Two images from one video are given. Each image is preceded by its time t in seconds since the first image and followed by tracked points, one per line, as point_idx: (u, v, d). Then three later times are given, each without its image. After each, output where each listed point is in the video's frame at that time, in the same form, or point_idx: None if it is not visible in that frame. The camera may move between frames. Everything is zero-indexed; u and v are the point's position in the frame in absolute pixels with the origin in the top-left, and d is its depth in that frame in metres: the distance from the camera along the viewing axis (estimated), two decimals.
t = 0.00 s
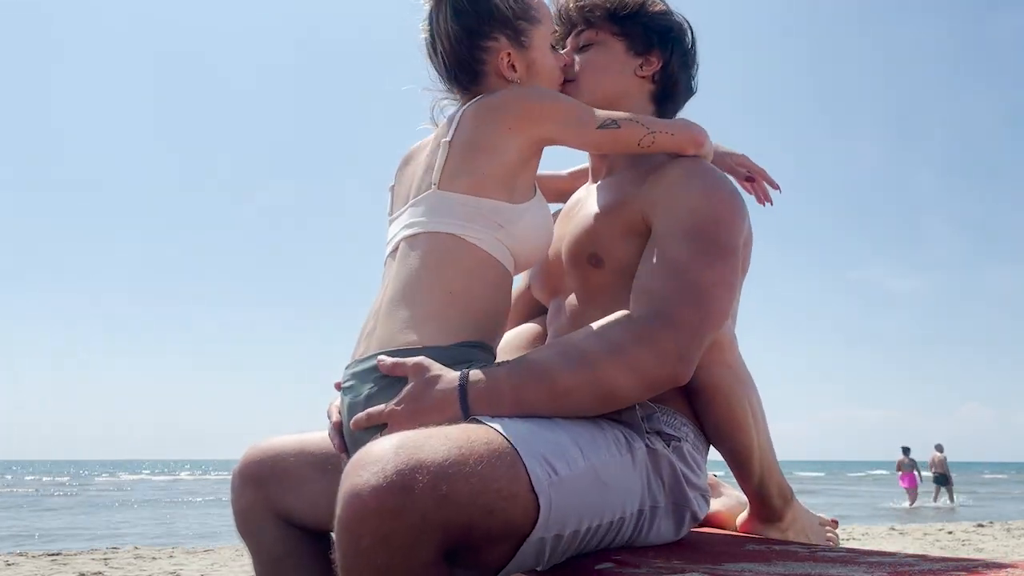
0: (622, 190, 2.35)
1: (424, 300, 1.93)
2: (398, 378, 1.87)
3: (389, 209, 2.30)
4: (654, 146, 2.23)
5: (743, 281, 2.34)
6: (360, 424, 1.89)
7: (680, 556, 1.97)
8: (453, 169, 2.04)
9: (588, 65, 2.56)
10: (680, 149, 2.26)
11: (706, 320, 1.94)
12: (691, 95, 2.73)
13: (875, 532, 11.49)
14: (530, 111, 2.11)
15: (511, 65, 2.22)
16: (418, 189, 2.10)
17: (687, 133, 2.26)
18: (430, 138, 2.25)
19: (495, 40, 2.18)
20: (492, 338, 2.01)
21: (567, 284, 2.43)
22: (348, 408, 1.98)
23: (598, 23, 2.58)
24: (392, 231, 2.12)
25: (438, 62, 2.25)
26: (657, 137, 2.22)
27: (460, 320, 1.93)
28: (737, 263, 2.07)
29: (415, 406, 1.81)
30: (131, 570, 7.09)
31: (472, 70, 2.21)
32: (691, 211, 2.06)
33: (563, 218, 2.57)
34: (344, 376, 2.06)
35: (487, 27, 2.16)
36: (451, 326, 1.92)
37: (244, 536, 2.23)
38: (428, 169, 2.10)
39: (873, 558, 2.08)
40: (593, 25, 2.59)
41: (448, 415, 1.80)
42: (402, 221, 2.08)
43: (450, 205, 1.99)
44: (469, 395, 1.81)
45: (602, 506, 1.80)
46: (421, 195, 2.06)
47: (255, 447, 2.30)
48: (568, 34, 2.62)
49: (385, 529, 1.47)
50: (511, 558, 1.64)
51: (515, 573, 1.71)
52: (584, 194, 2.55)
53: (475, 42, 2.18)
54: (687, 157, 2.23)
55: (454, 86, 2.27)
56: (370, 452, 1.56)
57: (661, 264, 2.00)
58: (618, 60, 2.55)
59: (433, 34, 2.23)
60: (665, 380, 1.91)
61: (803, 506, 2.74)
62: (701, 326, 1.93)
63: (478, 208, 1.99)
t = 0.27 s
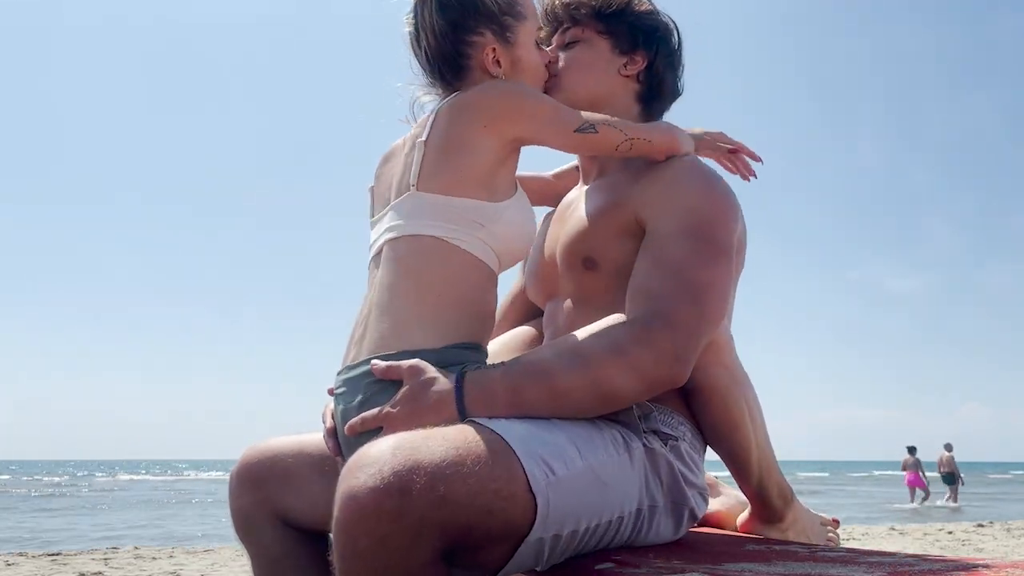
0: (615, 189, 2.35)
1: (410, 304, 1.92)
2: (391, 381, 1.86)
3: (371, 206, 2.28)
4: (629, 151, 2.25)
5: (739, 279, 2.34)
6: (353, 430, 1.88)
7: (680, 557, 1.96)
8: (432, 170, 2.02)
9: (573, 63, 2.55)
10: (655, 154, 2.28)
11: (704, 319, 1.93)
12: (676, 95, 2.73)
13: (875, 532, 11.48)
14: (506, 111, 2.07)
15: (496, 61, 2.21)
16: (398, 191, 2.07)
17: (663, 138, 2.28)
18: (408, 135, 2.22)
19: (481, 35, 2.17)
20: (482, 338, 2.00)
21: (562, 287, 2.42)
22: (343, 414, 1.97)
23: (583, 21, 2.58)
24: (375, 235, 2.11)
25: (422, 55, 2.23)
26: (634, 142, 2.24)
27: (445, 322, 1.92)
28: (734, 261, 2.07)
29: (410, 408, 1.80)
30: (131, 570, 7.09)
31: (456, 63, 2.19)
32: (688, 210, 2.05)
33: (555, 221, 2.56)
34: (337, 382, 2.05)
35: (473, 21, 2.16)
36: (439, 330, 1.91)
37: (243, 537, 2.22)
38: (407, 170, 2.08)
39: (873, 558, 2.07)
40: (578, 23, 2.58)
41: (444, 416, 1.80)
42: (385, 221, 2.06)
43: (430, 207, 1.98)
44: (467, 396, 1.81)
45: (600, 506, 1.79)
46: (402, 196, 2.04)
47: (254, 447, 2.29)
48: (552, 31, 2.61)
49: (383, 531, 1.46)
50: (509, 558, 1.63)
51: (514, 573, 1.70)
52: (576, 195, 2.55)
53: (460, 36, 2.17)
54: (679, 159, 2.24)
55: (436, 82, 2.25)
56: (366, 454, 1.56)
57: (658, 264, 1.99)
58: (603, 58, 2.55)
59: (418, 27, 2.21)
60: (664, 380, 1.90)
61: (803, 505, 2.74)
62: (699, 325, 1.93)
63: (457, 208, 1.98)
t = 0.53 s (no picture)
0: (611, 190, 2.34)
1: (403, 311, 1.91)
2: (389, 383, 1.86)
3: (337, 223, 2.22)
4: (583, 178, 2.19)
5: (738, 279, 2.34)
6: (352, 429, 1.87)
7: (679, 557, 1.96)
8: (400, 170, 1.98)
9: (572, 69, 2.55)
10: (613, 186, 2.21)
11: (703, 319, 1.93)
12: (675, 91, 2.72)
13: (875, 531, 11.48)
14: (466, 113, 2.02)
15: (449, 30, 2.20)
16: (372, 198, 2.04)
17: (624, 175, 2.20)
18: (370, 134, 2.17)
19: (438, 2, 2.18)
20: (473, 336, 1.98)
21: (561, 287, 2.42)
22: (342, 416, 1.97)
23: (581, 25, 2.56)
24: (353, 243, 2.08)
25: (382, 14, 2.25)
26: (587, 171, 2.18)
27: (438, 321, 1.91)
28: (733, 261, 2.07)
29: (409, 409, 1.80)
30: (131, 569, 7.09)
31: (409, 24, 2.20)
32: (686, 210, 2.05)
33: (552, 220, 2.56)
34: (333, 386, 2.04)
35: None
36: (433, 331, 1.91)
37: (242, 537, 2.22)
38: (377, 178, 2.03)
39: (873, 558, 2.07)
40: (576, 26, 2.57)
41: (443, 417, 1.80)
42: (362, 233, 2.02)
43: (403, 212, 1.94)
44: (466, 396, 1.81)
45: (599, 506, 1.79)
46: (377, 205, 1.99)
47: (253, 447, 2.29)
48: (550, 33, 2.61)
49: (382, 533, 1.46)
50: (508, 559, 1.63)
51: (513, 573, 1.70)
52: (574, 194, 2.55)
53: None
54: (675, 159, 2.24)
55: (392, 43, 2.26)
56: (364, 456, 1.55)
57: (657, 264, 1.99)
58: (602, 64, 2.54)
59: None
60: (664, 380, 1.90)
61: (802, 502, 2.74)
62: (698, 325, 1.92)
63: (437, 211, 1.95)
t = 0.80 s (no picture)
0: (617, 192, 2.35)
1: (390, 317, 1.92)
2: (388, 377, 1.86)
3: (315, 234, 2.22)
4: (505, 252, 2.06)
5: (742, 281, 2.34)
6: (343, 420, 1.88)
7: (679, 556, 1.96)
8: (377, 186, 1.95)
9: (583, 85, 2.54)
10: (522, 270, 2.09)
11: (705, 319, 1.93)
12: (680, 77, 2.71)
13: (875, 531, 11.49)
14: (436, 142, 1.96)
15: (415, 26, 2.19)
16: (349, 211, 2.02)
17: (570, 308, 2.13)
18: (345, 138, 2.15)
19: None
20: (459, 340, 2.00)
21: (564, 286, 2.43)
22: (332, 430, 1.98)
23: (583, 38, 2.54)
24: (333, 255, 2.07)
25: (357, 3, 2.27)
26: (517, 253, 2.07)
27: (423, 328, 1.93)
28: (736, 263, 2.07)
29: (409, 404, 1.80)
30: (131, 569, 7.09)
31: (378, 15, 2.21)
32: (690, 211, 2.05)
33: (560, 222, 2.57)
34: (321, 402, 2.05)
35: None
36: (418, 339, 1.92)
37: (241, 537, 2.22)
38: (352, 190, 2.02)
39: (874, 558, 2.07)
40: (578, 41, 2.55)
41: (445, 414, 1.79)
42: (341, 245, 2.02)
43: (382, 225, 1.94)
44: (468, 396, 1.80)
45: (598, 506, 1.79)
46: (355, 218, 1.98)
47: (252, 448, 2.29)
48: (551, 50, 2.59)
49: (379, 533, 1.46)
50: (507, 559, 1.63)
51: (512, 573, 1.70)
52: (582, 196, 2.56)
53: None
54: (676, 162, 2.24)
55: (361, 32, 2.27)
56: (361, 456, 1.55)
57: (659, 264, 1.99)
58: (611, 73, 2.53)
59: None
60: (665, 381, 1.90)
61: (804, 500, 2.74)
62: (699, 326, 1.92)
63: (417, 222, 1.95)
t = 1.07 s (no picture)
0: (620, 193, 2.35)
1: (389, 320, 1.94)
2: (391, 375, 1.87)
3: (315, 232, 2.23)
4: (438, 289, 1.95)
5: (745, 282, 2.34)
6: (345, 418, 1.89)
7: (680, 557, 1.96)
8: (374, 195, 1.95)
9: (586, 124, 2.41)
10: (445, 322, 1.96)
11: (705, 320, 1.93)
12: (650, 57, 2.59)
13: (875, 532, 11.49)
14: (433, 166, 1.94)
15: (418, 28, 2.20)
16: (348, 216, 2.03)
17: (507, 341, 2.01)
18: (351, 137, 2.15)
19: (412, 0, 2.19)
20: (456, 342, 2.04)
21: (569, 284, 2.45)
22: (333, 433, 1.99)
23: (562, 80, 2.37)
24: (332, 257, 2.08)
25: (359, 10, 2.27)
26: (447, 294, 1.94)
27: (419, 328, 1.96)
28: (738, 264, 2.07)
29: (410, 402, 1.80)
30: (131, 570, 7.09)
31: (382, 19, 2.21)
32: (691, 213, 2.05)
33: (568, 221, 2.60)
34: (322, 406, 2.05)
35: None
36: (416, 339, 1.95)
37: (243, 537, 2.22)
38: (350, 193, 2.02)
39: (874, 558, 2.07)
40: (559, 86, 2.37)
41: (445, 413, 1.79)
42: (339, 249, 2.03)
43: (383, 232, 1.95)
44: (472, 396, 1.80)
45: (598, 506, 1.79)
46: (352, 223, 2.00)
47: (253, 448, 2.29)
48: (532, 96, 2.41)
49: (379, 533, 1.46)
50: (506, 559, 1.63)
51: (513, 573, 1.70)
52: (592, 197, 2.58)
53: None
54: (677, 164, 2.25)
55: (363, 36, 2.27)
56: (362, 456, 1.55)
57: (660, 264, 2.00)
58: (603, 101, 2.40)
59: None
60: (666, 381, 1.90)
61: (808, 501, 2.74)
62: (699, 326, 1.92)
63: (412, 231, 1.96)
